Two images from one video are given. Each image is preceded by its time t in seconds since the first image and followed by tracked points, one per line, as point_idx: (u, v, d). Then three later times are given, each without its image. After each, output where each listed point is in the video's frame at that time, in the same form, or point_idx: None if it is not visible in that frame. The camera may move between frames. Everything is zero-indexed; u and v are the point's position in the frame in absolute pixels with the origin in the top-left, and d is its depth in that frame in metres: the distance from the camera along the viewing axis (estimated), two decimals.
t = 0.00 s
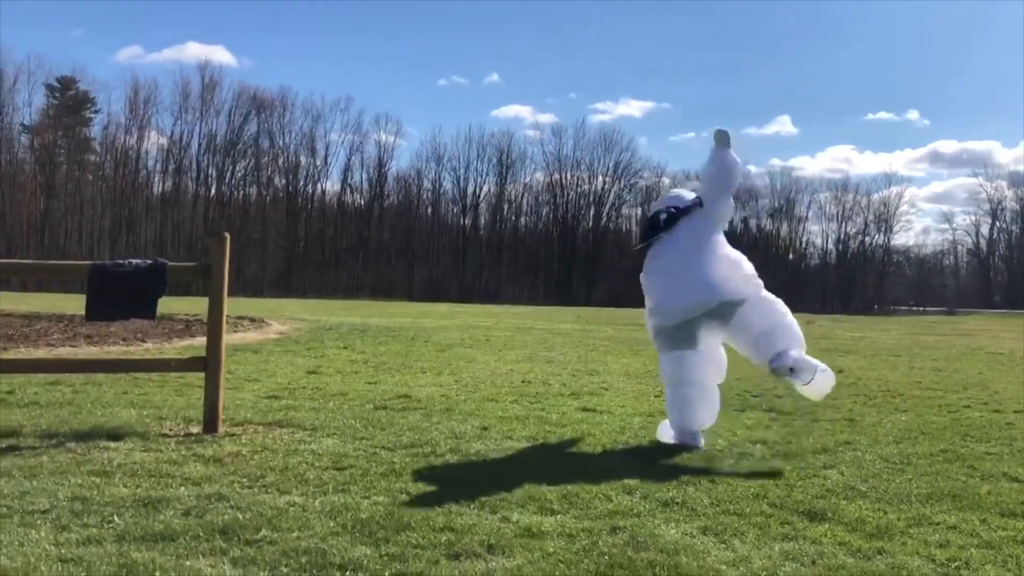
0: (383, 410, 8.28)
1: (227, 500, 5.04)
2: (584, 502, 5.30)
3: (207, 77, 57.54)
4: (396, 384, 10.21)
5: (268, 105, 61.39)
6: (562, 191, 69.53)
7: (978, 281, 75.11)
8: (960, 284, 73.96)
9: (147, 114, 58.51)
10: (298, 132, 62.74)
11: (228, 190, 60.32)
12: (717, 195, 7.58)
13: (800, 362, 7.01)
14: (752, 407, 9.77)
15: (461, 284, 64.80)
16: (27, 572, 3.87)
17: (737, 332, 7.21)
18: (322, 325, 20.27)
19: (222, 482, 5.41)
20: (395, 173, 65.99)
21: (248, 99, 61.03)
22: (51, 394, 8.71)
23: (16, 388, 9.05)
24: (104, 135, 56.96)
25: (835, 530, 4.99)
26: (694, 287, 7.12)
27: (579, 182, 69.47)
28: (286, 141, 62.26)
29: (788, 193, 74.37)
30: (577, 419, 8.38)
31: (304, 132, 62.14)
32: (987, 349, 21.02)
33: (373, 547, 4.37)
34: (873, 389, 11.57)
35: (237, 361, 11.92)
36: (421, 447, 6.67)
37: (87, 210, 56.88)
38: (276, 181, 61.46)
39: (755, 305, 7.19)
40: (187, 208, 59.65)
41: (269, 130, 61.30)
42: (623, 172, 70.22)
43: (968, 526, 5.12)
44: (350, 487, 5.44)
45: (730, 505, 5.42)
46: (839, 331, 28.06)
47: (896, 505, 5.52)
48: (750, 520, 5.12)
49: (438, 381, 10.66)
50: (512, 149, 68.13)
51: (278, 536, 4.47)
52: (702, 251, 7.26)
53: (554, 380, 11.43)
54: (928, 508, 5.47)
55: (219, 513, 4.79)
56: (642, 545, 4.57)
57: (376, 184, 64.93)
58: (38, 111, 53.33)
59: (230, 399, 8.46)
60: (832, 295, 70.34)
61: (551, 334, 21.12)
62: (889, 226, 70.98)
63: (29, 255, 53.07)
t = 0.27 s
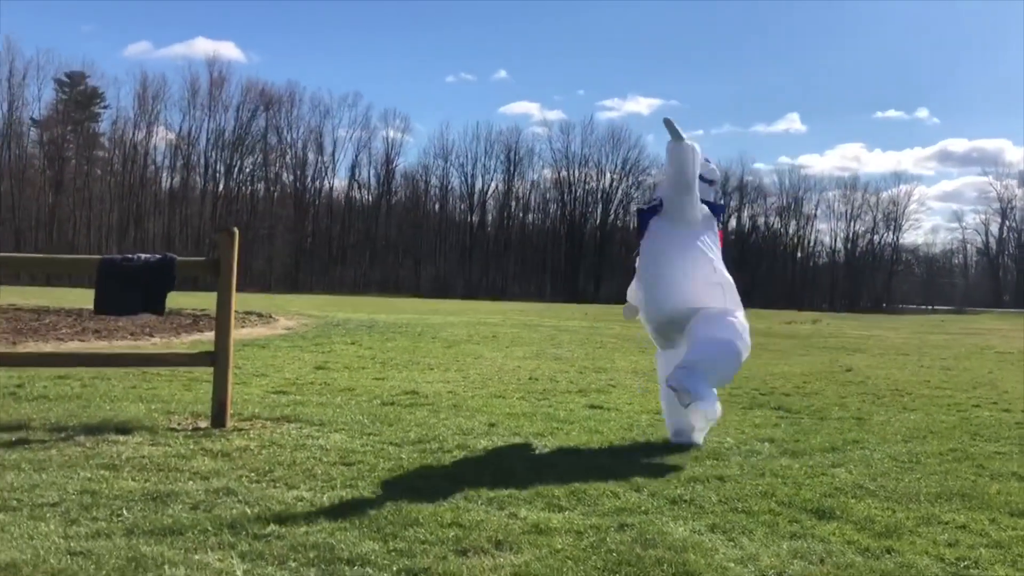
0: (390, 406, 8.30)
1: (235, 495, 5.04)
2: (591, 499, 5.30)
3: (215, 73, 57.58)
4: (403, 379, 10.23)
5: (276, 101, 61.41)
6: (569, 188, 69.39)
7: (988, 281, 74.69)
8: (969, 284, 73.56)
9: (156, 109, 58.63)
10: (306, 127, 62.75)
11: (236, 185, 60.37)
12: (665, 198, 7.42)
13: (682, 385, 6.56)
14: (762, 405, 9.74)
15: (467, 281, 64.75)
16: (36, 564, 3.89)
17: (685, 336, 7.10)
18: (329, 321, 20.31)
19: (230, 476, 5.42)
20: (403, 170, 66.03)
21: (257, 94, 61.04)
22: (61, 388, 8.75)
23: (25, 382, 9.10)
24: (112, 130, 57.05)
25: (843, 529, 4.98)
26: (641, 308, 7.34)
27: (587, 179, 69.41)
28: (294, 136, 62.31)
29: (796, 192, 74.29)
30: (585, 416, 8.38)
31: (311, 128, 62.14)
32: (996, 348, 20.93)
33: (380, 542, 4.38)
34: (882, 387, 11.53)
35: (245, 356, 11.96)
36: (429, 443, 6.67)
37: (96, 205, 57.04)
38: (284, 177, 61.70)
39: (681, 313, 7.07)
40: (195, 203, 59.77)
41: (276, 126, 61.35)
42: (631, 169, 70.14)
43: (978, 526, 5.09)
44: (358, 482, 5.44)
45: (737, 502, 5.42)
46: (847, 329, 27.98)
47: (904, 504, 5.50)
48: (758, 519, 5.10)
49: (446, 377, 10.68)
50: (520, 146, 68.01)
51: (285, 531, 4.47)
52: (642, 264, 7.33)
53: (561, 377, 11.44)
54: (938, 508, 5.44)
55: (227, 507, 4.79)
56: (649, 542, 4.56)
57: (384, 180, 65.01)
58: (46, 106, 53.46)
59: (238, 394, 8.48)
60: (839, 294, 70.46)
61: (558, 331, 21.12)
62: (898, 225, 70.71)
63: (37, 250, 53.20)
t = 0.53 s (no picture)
0: (401, 401, 8.31)
1: (247, 489, 5.06)
2: (602, 495, 5.29)
3: (228, 69, 57.79)
4: (414, 375, 10.24)
5: (287, 97, 61.58)
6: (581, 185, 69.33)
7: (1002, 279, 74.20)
8: (983, 281, 73.09)
9: (168, 105, 58.86)
10: (317, 123, 62.88)
11: (248, 181, 60.59)
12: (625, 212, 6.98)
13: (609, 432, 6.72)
14: (773, 402, 9.70)
15: (478, 277, 64.73)
16: (49, 556, 3.91)
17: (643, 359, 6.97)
18: (340, 316, 20.37)
19: (241, 471, 5.44)
20: (414, 166, 66.14)
21: (268, 90, 61.17)
22: (73, 382, 8.80)
23: (39, 377, 9.16)
24: (125, 126, 57.31)
25: (856, 526, 4.95)
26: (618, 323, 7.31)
27: (598, 175, 69.46)
28: (305, 132, 62.50)
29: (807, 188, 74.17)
30: (596, 412, 8.37)
31: (323, 124, 62.29)
32: (1010, 346, 20.82)
33: (392, 537, 4.38)
34: (894, 385, 11.48)
35: (257, 351, 12.01)
36: (440, 438, 6.68)
37: (109, 201, 57.33)
38: (295, 173, 62.06)
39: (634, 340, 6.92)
40: (207, 199, 59.99)
41: (288, 122, 61.53)
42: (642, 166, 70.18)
43: (991, 524, 5.07)
44: (369, 477, 5.45)
45: (749, 499, 5.40)
46: (858, 327, 27.88)
47: (917, 502, 5.47)
48: (771, 516, 5.08)
49: (456, 373, 10.69)
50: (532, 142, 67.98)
51: (297, 525, 4.48)
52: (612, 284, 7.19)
53: (572, 373, 11.43)
54: (952, 506, 5.41)
55: (239, 502, 4.81)
56: (661, 538, 4.55)
57: (395, 176, 65.01)
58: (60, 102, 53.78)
59: (250, 389, 8.51)
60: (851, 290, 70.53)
61: (568, 328, 21.12)
62: (911, 222, 70.44)
63: (51, 245, 53.57)
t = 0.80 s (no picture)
0: (424, 397, 8.34)
1: (273, 485, 5.09)
2: (627, 490, 5.27)
3: (250, 68, 58.19)
4: (437, 372, 10.26)
5: (308, 96, 61.93)
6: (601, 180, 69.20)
7: None
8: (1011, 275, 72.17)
9: (191, 105, 59.37)
10: (338, 122, 63.19)
11: (270, 180, 61.02)
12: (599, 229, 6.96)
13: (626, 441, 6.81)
14: (797, 397, 9.63)
15: (499, 274, 64.64)
16: (79, 551, 3.95)
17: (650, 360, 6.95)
18: (362, 314, 20.46)
19: (266, 467, 5.48)
20: (435, 164, 66.37)
21: (290, 89, 61.54)
22: (100, 380, 8.90)
23: (66, 374, 9.27)
24: (148, 127, 57.86)
25: (883, 521, 4.91)
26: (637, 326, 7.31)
27: (619, 170, 69.48)
28: (326, 131, 62.91)
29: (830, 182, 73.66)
30: (619, 409, 8.34)
31: (343, 123, 62.59)
32: None
33: (417, 532, 4.39)
34: (921, 380, 11.35)
35: (280, 348, 12.08)
36: (463, 434, 6.69)
37: (133, 201, 57.91)
38: (317, 172, 62.57)
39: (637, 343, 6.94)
40: (230, 198, 60.45)
41: (309, 121, 61.91)
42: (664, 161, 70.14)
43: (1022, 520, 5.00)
44: (393, 474, 5.47)
45: (775, 495, 5.36)
46: (883, 321, 27.64)
47: (946, 497, 5.41)
48: (797, 511, 5.05)
49: (480, 369, 10.69)
50: (552, 139, 67.95)
51: (323, 520, 4.50)
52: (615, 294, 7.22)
53: (595, 369, 11.41)
54: (981, 501, 5.34)
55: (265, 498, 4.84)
56: (687, 533, 4.54)
57: (416, 174, 65.31)
58: (85, 104, 54.39)
59: (274, 386, 8.56)
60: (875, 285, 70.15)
61: (590, 324, 21.07)
62: (936, 215, 69.73)
63: (77, 245, 54.22)
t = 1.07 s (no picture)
0: (455, 395, 8.35)
1: (307, 483, 5.12)
2: (661, 487, 5.23)
3: (279, 70, 58.80)
4: (468, 369, 10.27)
5: (337, 96, 62.42)
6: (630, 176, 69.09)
7: None
8: None
9: (220, 108, 60.07)
10: (367, 122, 63.59)
11: (301, 181, 61.48)
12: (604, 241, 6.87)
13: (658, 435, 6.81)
14: (832, 392, 9.51)
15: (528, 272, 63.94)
16: (119, 548, 4.00)
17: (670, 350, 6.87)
18: (393, 312, 20.56)
19: (301, 465, 5.52)
20: (463, 162, 66.62)
21: (318, 90, 62.09)
22: (136, 380, 9.01)
23: (103, 375, 9.41)
24: (179, 130, 58.60)
25: (924, 517, 4.82)
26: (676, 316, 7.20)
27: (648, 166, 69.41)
28: (355, 131, 63.37)
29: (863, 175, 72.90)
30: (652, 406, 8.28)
31: (372, 123, 63.00)
32: None
33: (451, 530, 4.39)
34: (960, 374, 11.16)
35: (312, 348, 12.17)
36: (496, 431, 6.68)
37: (165, 203, 58.66)
38: (346, 172, 63.06)
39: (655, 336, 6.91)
40: (260, 200, 61.01)
41: (337, 122, 62.35)
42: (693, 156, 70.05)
43: None
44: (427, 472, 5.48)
45: (812, 491, 5.29)
46: (918, 315, 27.28)
47: (988, 493, 5.30)
48: (834, 507, 4.98)
49: (511, 366, 10.69)
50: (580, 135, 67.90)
51: (358, 518, 4.52)
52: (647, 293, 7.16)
53: (626, 366, 11.35)
54: None
55: (300, 496, 4.87)
56: (722, 530, 4.49)
57: (443, 173, 65.90)
58: (118, 108, 55.22)
59: (307, 384, 8.62)
60: (910, 279, 69.15)
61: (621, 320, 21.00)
62: (972, 207, 68.72)
63: (112, 246, 55.14)
